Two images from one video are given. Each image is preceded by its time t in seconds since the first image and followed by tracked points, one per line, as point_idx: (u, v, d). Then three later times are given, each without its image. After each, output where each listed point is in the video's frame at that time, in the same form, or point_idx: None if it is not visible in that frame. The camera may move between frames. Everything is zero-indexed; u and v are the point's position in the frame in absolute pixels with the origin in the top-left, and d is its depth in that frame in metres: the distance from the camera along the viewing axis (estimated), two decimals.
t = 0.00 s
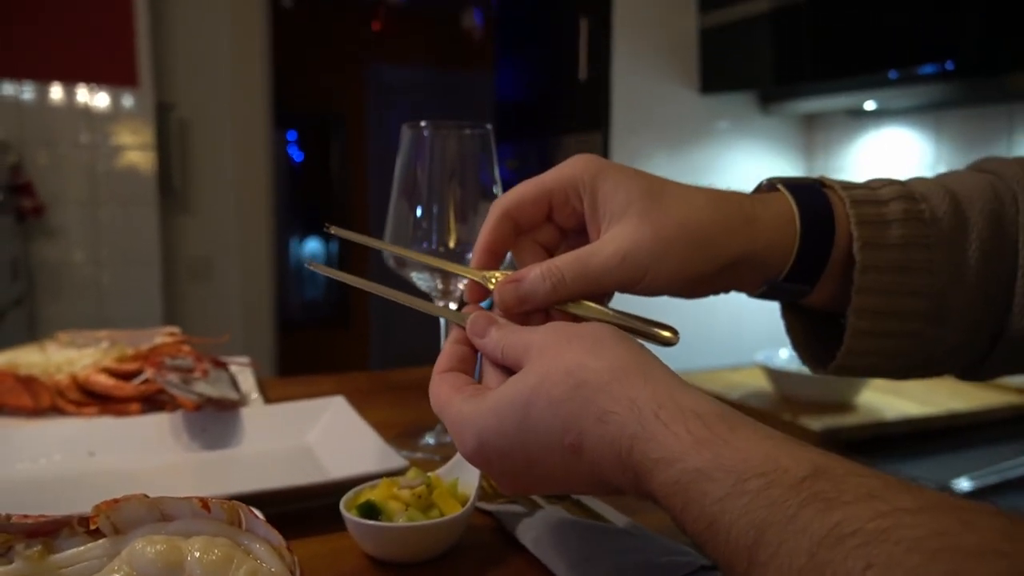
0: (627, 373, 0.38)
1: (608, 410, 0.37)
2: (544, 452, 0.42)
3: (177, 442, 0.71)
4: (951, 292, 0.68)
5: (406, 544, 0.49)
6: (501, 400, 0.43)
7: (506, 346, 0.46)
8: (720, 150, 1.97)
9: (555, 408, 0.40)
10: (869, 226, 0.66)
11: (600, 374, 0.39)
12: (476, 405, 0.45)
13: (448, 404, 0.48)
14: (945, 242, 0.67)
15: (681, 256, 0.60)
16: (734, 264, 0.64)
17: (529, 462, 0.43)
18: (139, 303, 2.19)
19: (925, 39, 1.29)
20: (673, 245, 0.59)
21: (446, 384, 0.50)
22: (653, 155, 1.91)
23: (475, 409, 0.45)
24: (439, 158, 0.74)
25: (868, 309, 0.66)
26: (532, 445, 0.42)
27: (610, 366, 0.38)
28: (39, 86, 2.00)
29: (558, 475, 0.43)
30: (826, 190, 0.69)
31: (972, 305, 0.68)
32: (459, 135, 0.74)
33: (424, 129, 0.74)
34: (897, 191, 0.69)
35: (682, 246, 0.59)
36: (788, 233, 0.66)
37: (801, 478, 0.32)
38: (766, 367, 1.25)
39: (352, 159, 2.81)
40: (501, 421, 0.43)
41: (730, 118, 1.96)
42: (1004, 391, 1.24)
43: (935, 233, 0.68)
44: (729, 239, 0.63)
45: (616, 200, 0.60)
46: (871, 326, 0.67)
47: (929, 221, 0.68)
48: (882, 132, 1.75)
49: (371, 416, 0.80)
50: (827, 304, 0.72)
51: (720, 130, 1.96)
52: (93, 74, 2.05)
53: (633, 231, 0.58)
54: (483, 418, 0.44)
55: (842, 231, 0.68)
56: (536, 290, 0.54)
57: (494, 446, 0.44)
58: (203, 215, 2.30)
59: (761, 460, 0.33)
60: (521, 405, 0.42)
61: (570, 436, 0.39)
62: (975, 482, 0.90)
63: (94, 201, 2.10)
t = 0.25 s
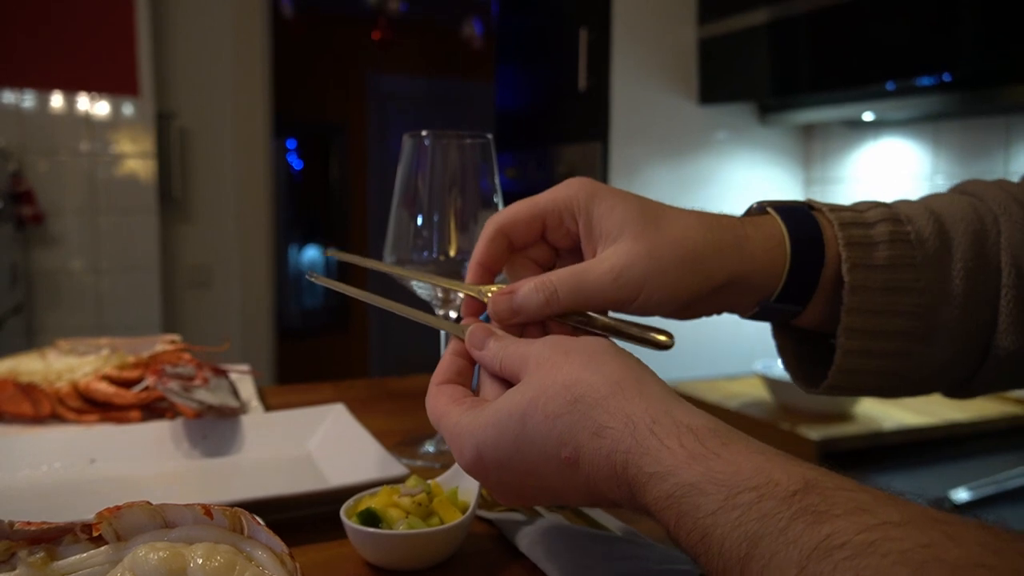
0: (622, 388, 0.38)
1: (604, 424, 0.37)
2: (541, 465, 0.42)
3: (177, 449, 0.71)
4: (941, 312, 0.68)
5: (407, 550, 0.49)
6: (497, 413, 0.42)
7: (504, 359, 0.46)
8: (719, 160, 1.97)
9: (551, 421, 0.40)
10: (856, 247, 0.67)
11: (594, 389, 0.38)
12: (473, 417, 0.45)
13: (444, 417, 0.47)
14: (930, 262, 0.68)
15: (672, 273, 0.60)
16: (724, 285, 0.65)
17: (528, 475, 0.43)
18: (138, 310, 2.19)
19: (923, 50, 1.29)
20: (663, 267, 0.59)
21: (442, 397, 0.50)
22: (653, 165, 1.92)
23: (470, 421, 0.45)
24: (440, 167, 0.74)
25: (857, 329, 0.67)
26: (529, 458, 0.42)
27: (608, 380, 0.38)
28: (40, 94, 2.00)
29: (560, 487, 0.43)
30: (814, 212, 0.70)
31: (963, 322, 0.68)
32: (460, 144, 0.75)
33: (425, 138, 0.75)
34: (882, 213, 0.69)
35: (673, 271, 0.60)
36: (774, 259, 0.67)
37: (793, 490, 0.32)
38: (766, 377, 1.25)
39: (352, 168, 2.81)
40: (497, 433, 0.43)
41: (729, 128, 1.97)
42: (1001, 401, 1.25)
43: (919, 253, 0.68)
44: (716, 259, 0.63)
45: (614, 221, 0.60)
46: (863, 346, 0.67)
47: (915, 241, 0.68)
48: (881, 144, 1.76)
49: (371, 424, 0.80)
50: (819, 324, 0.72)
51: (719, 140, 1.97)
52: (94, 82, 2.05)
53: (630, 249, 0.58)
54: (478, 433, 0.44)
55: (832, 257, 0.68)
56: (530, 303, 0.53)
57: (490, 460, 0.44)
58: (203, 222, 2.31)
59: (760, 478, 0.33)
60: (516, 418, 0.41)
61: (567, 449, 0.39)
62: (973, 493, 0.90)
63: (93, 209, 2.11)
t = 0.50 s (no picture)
0: (625, 431, 0.37)
1: (606, 471, 0.36)
2: (532, 515, 0.40)
3: (183, 450, 0.71)
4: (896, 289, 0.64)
5: (415, 550, 0.49)
6: (480, 464, 0.39)
7: (473, 406, 0.42)
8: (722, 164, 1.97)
9: (547, 469, 0.38)
10: (803, 221, 0.62)
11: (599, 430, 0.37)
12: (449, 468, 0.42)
13: (414, 472, 0.43)
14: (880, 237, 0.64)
15: (617, 228, 0.52)
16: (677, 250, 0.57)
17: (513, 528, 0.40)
18: (141, 312, 2.20)
19: (928, 55, 1.30)
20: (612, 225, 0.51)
21: (408, 450, 0.45)
22: (656, 167, 1.92)
23: (446, 476, 0.41)
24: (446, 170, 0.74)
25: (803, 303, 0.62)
26: (520, 510, 0.40)
27: (605, 424, 0.38)
28: (44, 96, 2.01)
29: (546, 539, 0.40)
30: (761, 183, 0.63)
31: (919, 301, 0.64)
32: (467, 148, 0.75)
33: (431, 141, 0.75)
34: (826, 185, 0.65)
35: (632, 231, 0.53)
36: (724, 221, 0.59)
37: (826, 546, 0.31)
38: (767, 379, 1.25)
39: (355, 169, 2.82)
40: (485, 484, 0.40)
41: (732, 131, 1.97)
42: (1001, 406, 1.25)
43: (864, 228, 0.64)
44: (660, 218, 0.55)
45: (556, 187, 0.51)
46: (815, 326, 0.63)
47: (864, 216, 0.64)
48: (884, 148, 1.76)
49: (375, 426, 0.80)
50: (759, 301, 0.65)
51: (721, 144, 1.97)
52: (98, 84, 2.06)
53: (575, 205, 0.50)
54: (460, 487, 0.41)
55: (775, 233, 0.62)
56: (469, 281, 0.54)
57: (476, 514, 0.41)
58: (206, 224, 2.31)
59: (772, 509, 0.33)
60: (505, 470, 0.39)
61: (567, 497, 0.37)
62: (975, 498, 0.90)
63: (96, 211, 2.11)
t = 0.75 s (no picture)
0: (670, 453, 0.34)
1: (653, 496, 0.33)
2: (571, 544, 0.36)
3: (186, 451, 0.71)
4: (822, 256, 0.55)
5: (420, 549, 0.49)
6: (513, 484, 0.37)
7: (503, 423, 0.40)
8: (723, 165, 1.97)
9: (586, 491, 0.35)
10: (607, 220, 0.49)
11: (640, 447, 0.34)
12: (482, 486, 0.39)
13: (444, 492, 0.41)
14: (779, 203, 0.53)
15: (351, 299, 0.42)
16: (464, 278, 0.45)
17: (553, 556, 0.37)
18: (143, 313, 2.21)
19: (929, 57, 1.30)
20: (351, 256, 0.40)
21: (439, 470, 0.42)
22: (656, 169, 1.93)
23: (477, 495, 0.39)
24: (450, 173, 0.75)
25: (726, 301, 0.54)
26: (559, 537, 0.36)
27: (646, 445, 0.34)
28: (47, 98, 2.02)
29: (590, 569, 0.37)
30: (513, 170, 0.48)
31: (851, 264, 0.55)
32: (470, 150, 0.75)
33: (435, 144, 0.76)
34: (595, 151, 0.50)
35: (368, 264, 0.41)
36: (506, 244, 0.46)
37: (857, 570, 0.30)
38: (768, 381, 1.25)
39: (356, 171, 2.82)
40: (519, 505, 0.37)
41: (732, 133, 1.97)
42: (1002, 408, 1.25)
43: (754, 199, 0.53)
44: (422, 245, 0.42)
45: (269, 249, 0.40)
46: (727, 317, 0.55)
47: (721, 180, 0.52)
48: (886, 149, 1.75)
49: (379, 428, 0.80)
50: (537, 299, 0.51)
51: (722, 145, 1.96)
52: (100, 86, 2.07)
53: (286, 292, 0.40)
54: (495, 509, 0.38)
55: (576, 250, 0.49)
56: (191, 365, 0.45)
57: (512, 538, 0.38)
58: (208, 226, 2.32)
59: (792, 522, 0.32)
60: (541, 492, 0.36)
61: (609, 522, 0.34)
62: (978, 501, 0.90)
63: (99, 212, 2.12)
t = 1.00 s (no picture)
0: (686, 474, 0.33)
1: (676, 522, 0.32)
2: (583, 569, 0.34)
3: (188, 448, 0.72)
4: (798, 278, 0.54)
5: (422, 545, 0.49)
6: (521, 509, 0.35)
7: (505, 445, 0.38)
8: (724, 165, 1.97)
9: (602, 515, 0.33)
10: (554, 250, 0.50)
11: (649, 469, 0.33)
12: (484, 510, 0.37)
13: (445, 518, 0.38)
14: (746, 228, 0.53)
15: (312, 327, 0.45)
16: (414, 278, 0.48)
17: None
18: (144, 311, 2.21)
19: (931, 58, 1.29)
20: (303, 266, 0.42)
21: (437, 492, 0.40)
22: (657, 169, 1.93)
23: (481, 522, 0.37)
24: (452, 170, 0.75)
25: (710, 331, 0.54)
26: (572, 563, 0.35)
27: (663, 467, 0.33)
28: (48, 96, 2.02)
29: None
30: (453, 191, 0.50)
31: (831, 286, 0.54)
32: (472, 147, 0.75)
33: (437, 141, 0.76)
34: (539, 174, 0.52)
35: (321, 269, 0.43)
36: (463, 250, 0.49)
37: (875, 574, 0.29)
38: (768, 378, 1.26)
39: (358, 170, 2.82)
40: (529, 529, 0.35)
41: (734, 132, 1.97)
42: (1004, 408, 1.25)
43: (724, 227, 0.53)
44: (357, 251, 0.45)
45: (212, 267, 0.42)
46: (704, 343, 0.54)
47: (685, 205, 0.52)
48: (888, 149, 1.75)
49: (381, 427, 0.79)
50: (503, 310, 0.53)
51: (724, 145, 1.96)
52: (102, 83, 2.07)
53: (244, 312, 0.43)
54: (502, 534, 0.36)
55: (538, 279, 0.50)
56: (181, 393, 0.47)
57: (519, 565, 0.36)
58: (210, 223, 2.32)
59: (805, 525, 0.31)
60: (553, 516, 0.34)
61: (627, 546, 0.33)
62: (978, 501, 0.90)
63: (100, 210, 2.12)
